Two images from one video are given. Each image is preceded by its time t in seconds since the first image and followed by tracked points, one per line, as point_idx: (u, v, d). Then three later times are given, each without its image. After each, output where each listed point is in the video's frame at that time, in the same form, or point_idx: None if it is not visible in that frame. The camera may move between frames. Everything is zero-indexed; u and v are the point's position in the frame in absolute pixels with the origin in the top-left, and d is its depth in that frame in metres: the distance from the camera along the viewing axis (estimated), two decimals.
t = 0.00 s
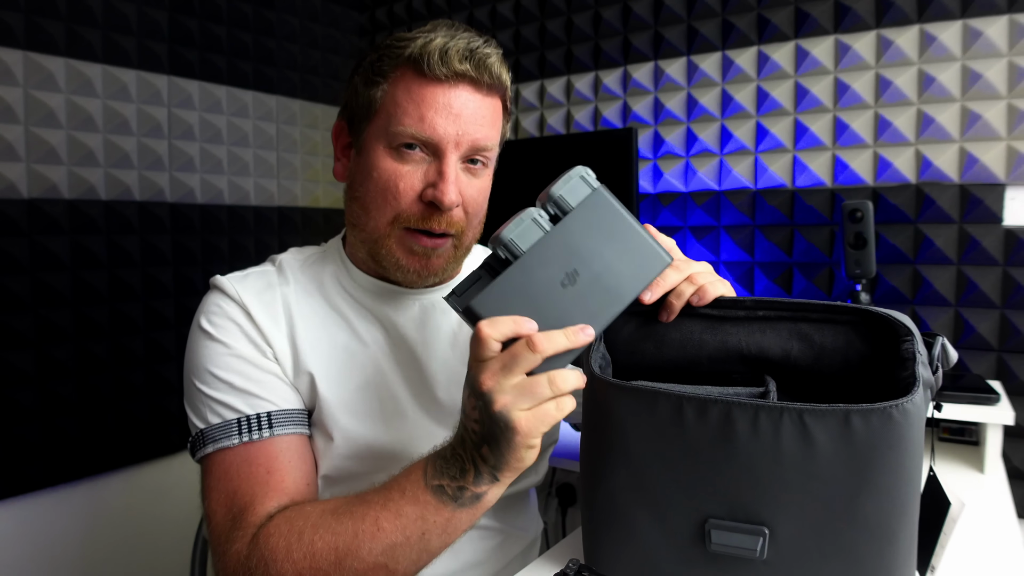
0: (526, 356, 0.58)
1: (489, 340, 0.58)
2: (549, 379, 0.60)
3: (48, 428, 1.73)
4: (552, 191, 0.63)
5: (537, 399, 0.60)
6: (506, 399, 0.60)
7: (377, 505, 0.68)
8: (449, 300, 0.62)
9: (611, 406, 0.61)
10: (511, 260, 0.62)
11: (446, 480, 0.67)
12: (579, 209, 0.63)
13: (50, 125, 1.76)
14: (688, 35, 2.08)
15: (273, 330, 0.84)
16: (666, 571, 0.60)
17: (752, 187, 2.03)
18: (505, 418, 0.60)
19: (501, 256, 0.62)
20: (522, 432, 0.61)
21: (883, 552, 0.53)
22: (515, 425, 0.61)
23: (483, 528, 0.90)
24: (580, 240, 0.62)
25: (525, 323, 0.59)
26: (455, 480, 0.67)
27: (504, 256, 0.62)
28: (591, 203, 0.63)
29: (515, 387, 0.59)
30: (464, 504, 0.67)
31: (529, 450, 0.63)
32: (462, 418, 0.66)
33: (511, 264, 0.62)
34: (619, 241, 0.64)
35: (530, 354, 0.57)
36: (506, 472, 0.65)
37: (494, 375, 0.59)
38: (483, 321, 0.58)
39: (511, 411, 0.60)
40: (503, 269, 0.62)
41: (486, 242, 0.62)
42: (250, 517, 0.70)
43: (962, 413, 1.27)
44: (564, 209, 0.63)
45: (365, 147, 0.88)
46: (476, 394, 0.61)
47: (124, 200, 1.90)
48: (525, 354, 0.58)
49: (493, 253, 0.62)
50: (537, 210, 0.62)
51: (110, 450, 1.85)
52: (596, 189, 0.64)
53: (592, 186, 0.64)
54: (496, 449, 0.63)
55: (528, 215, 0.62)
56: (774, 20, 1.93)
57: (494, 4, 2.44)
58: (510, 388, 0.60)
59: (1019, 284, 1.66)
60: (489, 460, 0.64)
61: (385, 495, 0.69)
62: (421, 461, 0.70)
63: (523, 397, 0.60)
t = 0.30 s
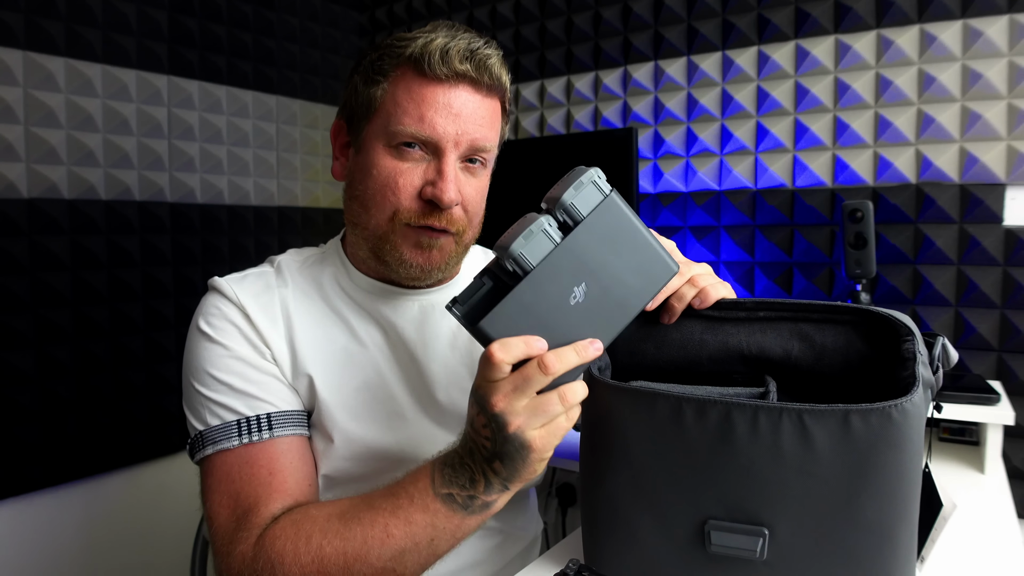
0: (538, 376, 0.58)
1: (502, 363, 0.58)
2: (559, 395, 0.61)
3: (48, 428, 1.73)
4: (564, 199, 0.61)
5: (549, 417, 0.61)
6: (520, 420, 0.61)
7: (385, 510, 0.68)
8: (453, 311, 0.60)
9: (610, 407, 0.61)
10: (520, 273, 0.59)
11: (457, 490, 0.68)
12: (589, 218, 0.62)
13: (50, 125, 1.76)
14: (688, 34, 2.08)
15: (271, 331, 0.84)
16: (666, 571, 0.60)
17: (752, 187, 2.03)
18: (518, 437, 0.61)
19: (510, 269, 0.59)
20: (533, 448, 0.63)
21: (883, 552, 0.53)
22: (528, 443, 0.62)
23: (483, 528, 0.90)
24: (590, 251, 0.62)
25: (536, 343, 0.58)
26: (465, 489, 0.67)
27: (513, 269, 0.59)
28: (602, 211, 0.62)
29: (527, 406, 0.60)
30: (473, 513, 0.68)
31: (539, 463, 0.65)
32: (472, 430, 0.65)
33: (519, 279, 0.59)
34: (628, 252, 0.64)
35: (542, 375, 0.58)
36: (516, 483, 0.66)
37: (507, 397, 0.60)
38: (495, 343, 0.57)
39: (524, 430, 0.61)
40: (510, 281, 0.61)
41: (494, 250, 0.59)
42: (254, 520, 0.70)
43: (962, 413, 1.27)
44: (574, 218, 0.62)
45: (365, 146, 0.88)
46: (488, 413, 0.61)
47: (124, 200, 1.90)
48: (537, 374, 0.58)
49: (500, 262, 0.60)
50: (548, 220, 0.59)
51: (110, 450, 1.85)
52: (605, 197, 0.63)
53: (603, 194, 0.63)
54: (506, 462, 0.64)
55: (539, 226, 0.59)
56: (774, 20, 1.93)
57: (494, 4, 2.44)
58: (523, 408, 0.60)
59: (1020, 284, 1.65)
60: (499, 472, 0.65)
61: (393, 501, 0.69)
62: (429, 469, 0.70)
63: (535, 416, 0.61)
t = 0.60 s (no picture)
0: (527, 366, 0.58)
1: (491, 351, 0.59)
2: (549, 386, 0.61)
3: (48, 428, 1.73)
4: (550, 196, 0.62)
5: (540, 408, 0.61)
6: (509, 409, 0.61)
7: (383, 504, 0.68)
8: (450, 308, 0.63)
9: (610, 408, 0.61)
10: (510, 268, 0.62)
11: (453, 484, 0.68)
12: (578, 214, 0.62)
13: (50, 125, 1.76)
14: (688, 34, 2.08)
15: (270, 329, 0.84)
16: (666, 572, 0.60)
17: (752, 187, 2.03)
18: (510, 428, 0.62)
19: (499, 264, 0.62)
20: (526, 440, 0.63)
21: (882, 551, 0.53)
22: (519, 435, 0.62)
23: (482, 528, 0.90)
24: (581, 246, 0.62)
25: (525, 333, 0.60)
26: (462, 484, 0.68)
27: (503, 264, 0.62)
28: (591, 207, 0.62)
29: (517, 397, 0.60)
30: (470, 508, 0.68)
31: (533, 456, 0.65)
32: (467, 424, 0.66)
33: (510, 273, 0.62)
34: (623, 246, 0.63)
35: (531, 365, 0.58)
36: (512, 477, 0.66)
37: (497, 387, 0.60)
38: (484, 332, 0.59)
39: (515, 422, 0.61)
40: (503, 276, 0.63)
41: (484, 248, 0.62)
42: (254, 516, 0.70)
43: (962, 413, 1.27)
44: (563, 214, 0.62)
45: (361, 147, 0.88)
46: (480, 403, 0.62)
47: (124, 200, 1.90)
48: (526, 364, 0.58)
49: (493, 260, 0.63)
50: (535, 217, 0.61)
51: (110, 450, 1.85)
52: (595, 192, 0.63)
53: (593, 189, 0.63)
54: (502, 455, 0.64)
55: (527, 222, 0.62)
56: (774, 20, 1.93)
57: (494, 4, 2.44)
58: (513, 398, 0.61)
59: (1020, 284, 1.65)
60: (495, 466, 0.65)
61: (392, 496, 0.69)
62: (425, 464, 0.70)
63: (526, 407, 0.61)
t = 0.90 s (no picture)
0: (537, 371, 0.58)
1: (500, 355, 0.58)
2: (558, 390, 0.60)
3: (48, 428, 1.74)
4: (556, 199, 0.62)
5: (548, 415, 0.61)
6: (517, 416, 0.60)
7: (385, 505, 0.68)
8: (455, 312, 0.62)
9: (610, 408, 0.61)
10: (516, 272, 0.61)
11: (459, 488, 0.68)
12: (584, 216, 0.62)
13: (50, 125, 1.76)
14: (688, 35, 2.08)
15: (271, 330, 0.84)
16: (665, 571, 0.60)
17: (752, 187, 2.03)
18: (515, 435, 0.61)
19: (505, 267, 0.61)
20: (532, 446, 0.62)
21: (881, 552, 0.53)
22: (525, 441, 0.62)
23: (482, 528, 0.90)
24: (585, 248, 0.62)
25: (534, 338, 0.59)
26: (467, 488, 0.67)
27: (509, 267, 0.61)
28: (596, 209, 0.62)
29: (526, 403, 0.60)
30: (474, 511, 0.68)
31: (538, 461, 0.65)
32: (472, 428, 0.66)
33: (515, 276, 0.61)
34: (627, 248, 0.63)
35: (541, 369, 0.58)
36: (517, 482, 0.66)
37: (506, 392, 0.60)
38: (493, 336, 0.58)
39: (522, 429, 0.61)
40: (508, 280, 0.62)
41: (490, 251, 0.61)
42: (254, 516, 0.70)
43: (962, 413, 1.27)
44: (568, 216, 0.62)
45: (355, 147, 0.88)
46: (487, 408, 0.61)
47: (124, 200, 1.90)
48: (536, 369, 0.58)
49: (498, 263, 0.62)
50: (541, 219, 0.61)
51: (110, 450, 1.85)
52: (599, 194, 0.63)
53: (597, 192, 0.63)
54: (506, 460, 0.64)
55: (532, 225, 0.61)
56: (774, 20, 1.93)
57: (494, 4, 2.44)
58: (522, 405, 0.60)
59: (1020, 284, 1.65)
60: (499, 471, 0.65)
61: (395, 497, 0.69)
62: (432, 467, 0.70)
63: (535, 412, 0.60)
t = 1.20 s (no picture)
0: (533, 371, 0.59)
1: (498, 354, 0.58)
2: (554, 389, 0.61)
3: (48, 427, 1.74)
4: (561, 197, 0.61)
5: (544, 412, 0.62)
6: (513, 414, 0.61)
7: (384, 504, 0.68)
8: (452, 306, 0.62)
9: (610, 409, 0.61)
10: (516, 269, 0.60)
11: (456, 484, 0.67)
12: (588, 216, 0.61)
13: (50, 125, 1.76)
14: (688, 35, 2.08)
15: (272, 330, 0.84)
16: (665, 571, 0.60)
17: (752, 187, 2.03)
18: (512, 431, 0.62)
19: (506, 263, 0.61)
20: (527, 442, 0.63)
21: (882, 551, 0.53)
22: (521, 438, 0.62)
23: (482, 530, 0.90)
24: (589, 248, 0.61)
25: (532, 335, 0.59)
26: (464, 485, 0.67)
27: (510, 264, 0.61)
28: (600, 210, 0.62)
29: (522, 401, 0.61)
30: (472, 508, 0.68)
31: (535, 458, 0.65)
32: (469, 424, 0.66)
33: (516, 273, 0.61)
34: (629, 248, 0.63)
35: (538, 370, 0.58)
36: (514, 478, 0.66)
37: (502, 390, 0.60)
38: (491, 334, 0.58)
39: (518, 425, 0.61)
40: (508, 276, 0.62)
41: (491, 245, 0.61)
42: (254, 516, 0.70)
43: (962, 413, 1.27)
44: (573, 215, 0.62)
45: (369, 149, 0.87)
46: (484, 405, 0.62)
47: (124, 200, 1.90)
48: (533, 369, 0.59)
49: (498, 258, 0.61)
50: (546, 217, 0.60)
51: (110, 450, 1.85)
52: (605, 194, 0.62)
53: (603, 192, 0.62)
54: (503, 457, 0.64)
55: (536, 222, 0.60)
56: (774, 20, 1.93)
57: (493, 4, 2.44)
58: (519, 402, 0.61)
59: (1020, 284, 1.65)
60: (496, 467, 0.65)
61: (392, 495, 0.69)
62: (428, 465, 0.70)
63: (530, 411, 0.61)
